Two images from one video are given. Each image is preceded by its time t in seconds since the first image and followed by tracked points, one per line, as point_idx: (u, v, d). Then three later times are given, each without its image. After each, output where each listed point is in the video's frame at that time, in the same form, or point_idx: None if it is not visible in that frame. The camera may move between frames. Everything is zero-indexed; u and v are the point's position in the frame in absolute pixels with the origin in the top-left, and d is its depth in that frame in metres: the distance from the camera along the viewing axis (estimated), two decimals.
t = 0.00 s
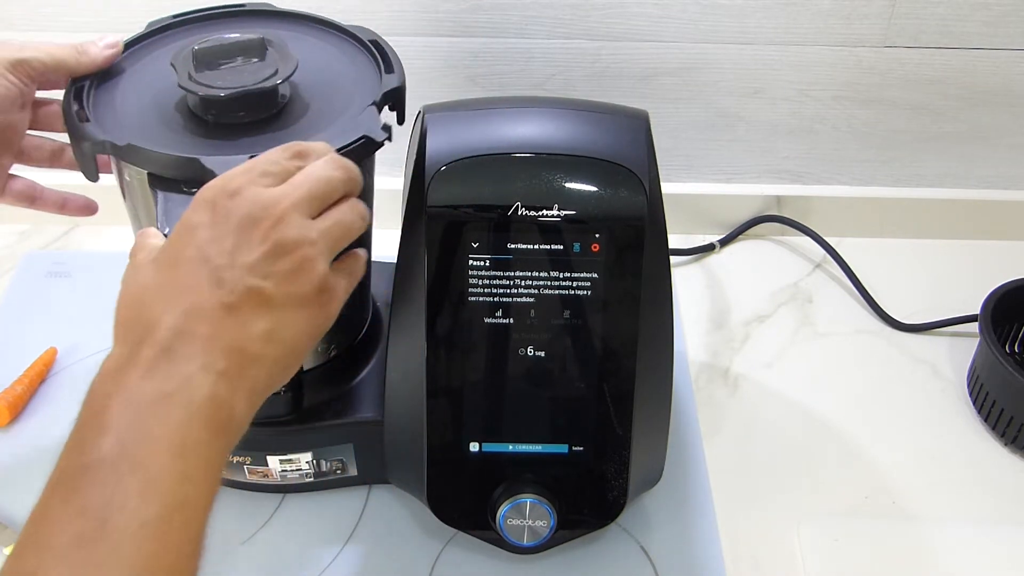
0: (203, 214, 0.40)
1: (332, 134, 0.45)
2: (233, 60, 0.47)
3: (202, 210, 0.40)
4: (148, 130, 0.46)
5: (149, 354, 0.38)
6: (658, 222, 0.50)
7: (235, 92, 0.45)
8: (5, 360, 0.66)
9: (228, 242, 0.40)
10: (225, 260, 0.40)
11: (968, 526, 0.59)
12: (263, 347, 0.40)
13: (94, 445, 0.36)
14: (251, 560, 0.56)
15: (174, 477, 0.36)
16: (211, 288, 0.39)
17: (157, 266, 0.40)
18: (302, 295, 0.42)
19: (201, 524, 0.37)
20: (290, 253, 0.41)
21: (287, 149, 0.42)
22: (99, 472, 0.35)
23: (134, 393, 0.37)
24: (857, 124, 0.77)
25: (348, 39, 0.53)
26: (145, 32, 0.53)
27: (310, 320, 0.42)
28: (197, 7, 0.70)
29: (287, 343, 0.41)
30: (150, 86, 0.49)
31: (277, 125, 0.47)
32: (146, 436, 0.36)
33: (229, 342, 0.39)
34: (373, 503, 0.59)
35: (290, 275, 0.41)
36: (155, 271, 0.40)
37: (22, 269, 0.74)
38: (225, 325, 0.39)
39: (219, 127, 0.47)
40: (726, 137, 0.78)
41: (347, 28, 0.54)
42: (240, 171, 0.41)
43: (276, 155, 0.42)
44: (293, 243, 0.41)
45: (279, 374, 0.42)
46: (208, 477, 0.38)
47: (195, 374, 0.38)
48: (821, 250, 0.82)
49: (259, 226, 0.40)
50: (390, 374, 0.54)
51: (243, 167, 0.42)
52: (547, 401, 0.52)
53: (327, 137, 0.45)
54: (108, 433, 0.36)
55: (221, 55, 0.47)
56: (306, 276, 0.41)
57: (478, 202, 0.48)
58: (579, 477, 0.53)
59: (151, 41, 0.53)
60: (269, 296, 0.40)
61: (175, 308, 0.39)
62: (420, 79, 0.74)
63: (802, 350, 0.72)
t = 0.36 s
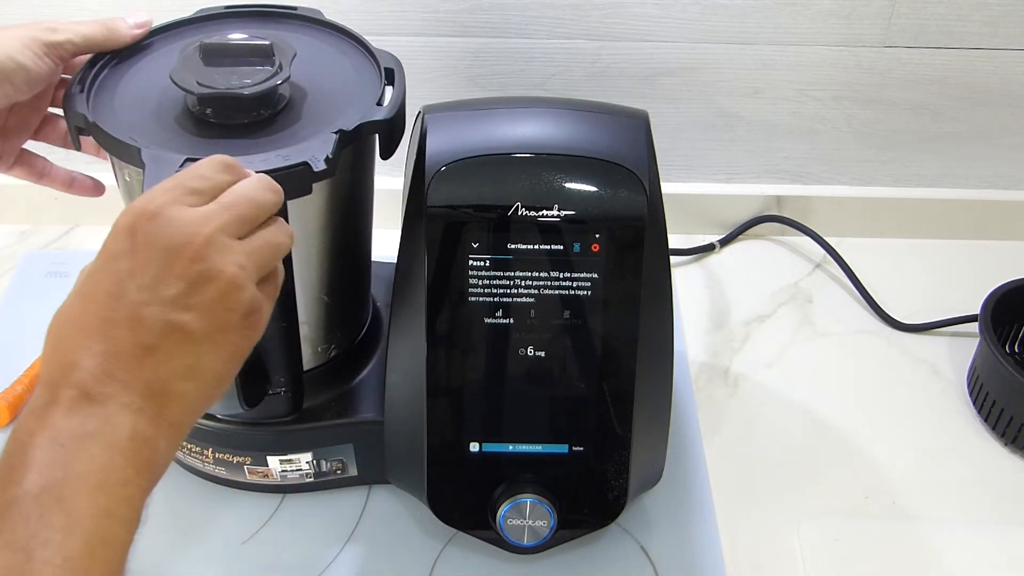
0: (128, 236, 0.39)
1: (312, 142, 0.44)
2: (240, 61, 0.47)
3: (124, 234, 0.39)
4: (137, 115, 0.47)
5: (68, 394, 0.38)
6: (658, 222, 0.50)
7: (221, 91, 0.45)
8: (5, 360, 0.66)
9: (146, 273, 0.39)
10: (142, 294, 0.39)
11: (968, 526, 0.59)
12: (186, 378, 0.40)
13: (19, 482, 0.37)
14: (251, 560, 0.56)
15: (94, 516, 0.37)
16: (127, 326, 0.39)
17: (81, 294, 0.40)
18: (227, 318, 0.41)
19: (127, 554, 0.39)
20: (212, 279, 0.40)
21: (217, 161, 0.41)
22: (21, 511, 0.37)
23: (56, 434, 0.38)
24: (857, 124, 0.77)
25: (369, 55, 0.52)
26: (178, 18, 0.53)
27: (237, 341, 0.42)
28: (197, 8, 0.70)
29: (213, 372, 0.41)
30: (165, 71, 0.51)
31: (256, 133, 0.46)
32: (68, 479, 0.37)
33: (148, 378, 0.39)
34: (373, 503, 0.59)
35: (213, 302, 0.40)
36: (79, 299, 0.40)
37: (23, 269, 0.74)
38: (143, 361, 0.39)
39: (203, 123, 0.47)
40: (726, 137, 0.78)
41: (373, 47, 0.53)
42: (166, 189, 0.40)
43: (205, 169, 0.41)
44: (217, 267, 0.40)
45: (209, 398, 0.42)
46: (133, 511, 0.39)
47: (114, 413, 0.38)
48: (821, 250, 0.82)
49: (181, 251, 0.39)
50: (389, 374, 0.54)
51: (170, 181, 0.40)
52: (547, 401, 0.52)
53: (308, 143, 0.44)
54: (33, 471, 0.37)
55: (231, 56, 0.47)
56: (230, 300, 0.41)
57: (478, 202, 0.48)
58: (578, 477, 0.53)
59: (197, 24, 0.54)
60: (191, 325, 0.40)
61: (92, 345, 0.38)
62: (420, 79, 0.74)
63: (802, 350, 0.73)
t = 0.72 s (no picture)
0: (160, 283, 0.38)
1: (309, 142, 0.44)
2: (241, 61, 0.47)
3: (157, 280, 0.38)
4: (138, 113, 0.47)
5: (82, 416, 0.35)
6: (658, 222, 0.50)
7: (222, 91, 0.45)
8: (5, 360, 0.66)
9: (178, 315, 0.37)
10: (152, 293, 0.37)
11: (968, 526, 0.59)
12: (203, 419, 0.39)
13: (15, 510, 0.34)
14: (251, 561, 0.56)
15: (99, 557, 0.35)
16: (153, 356, 0.37)
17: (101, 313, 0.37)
18: (242, 379, 0.41)
19: None
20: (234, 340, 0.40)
21: (252, 210, 0.39)
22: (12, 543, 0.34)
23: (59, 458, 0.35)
24: (857, 124, 0.77)
25: (369, 55, 0.52)
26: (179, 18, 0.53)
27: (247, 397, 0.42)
28: (197, 8, 0.70)
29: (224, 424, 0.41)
30: (166, 69, 0.51)
31: (254, 132, 0.46)
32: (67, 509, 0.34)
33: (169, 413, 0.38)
34: (373, 503, 0.59)
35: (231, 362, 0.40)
36: (98, 318, 0.37)
37: (22, 269, 0.74)
38: (166, 401, 0.37)
39: (203, 121, 0.47)
40: (726, 137, 0.78)
41: (374, 47, 0.53)
42: (203, 239, 0.38)
43: (236, 218, 0.39)
44: (240, 338, 0.40)
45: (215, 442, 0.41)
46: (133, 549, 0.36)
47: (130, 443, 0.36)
48: (821, 250, 0.82)
49: (210, 307, 0.38)
50: (390, 373, 0.54)
51: (201, 230, 0.39)
52: (547, 401, 0.52)
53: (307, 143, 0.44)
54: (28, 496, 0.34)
55: (232, 55, 0.48)
56: (248, 360, 0.41)
57: (478, 202, 0.48)
58: (578, 477, 0.53)
59: (198, 23, 0.54)
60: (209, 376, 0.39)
61: (116, 367, 0.36)
62: (420, 79, 0.74)
63: (802, 350, 0.72)
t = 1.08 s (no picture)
0: (222, 204, 0.40)
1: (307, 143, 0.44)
2: (241, 61, 0.47)
3: (222, 208, 0.40)
4: (138, 113, 0.47)
5: (173, 348, 0.36)
6: (658, 222, 0.50)
7: (221, 91, 0.45)
8: (6, 361, 0.66)
9: (241, 247, 0.40)
10: (226, 245, 0.39)
11: (968, 527, 0.59)
12: (265, 356, 0.40)
13: (90, 443, 0.34)
14: (251, 560, 0.56)
15: (189, 485, 0.35)
16: (228, 300, 0.39)
17: (167, 250, 0.39)
18: (307, 303, 0.44)
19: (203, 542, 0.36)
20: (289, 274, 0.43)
21: (304, 148, 0.43)
22: (98, 479, 0.33)
23: (137, 382, 0.35)
24: (856, 124, 0.77)
25: (369, 54, 0.52)
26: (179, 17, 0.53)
27: (303, 341, 0.44)
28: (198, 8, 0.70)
29: (286, 358, 0.43)
30: (166, 68, 0.51)
31: (254, 132, 0.46)
32: (157, 434, 0.35)
33: (238, 345, 0.39)
34: (373, 503, 0.59)
35: (293, 295, 0.43)
36: (164, 256, 0.39)
37: (22, 269, 0.74)
38: (234, 332, 0.39)
39: (203, 121, 0.47)
40: (726, 137, 0.78)
41: (374, 47, 0.53)
42: (264, 167, 0.42)
43: (290, 156, 0.43)
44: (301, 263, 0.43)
45: (271, 384, 0.42)
46: (217, 476, 0.36)
47: (211, 366, 0.37)
48: (821, 250, 0.82)
49: (276, 229, 0.42)
50: (390, 373, 0.54)
51: (260, 165, 0.42)
52: (547, 401, 0.52)
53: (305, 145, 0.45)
54: (108, 423, 0.34)
55: (231, 55, 0.48)
56: (305, 292, 0.44)
57: (478, 202, 0.48)
58: (579, 476, 0.53)
59: (198, 23, 0.54)
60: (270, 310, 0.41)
61: (187, 300, 0.37)
62: (420, 79, 0.74)
63: (802, 350, 0.72)
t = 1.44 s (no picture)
0: (220, 217, 0.41)
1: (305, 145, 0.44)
2: (241, 61, 0.47)
3: (219, 219, 0.41)
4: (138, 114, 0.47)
5: (162, 364, 0.38)
6: (658, 222, 0.50)
7: (221, 91, 0.45)
8: (5, 361, 0.66)
9: (234, 261, 0.41)
10: (219, 258, 0.40)
11: (967, 527, 0.59)
12: (257, 369, 0.42)
13: (84, 457, 0.36)
14: (251, 561, 0.56)
15: (179, 500, 0.37)
16: (220, 316, 0.40)
17: (162, 261, 0.40)
18: (299, 312, 0.45)
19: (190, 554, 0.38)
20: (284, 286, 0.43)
21: (301, 160, 0.42)
22: (90, 493, 0.35)
23: (130, 397, 0.37)
24: (857, 124, 0.77)
25: (368, 54, 0.52)
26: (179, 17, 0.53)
27: (295, 352, 0.45)
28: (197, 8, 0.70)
29: (279, 371, 0.44)
30: (166, 68, 0.51)
31: (254, 132, 0.46)
32: (147, 451, 0.36)
33: (230, 360, 0.40)
34: (373, 503, 0.59)
35: (287, 307, 0.44)
36: (159, 266, 0.40)
37: (23, 269, 0.74)
38: (226, 348, 0.40)
39: (203, 122, 0.47)
40: (726, 137, 0.78)
41: (374, 47, 0.53)
42: (261, 178, 0.42)
43: (287, 168, 0.42)
44: (295, 275, 0.44)
45: (263, 396, 0.43)
46: (205, 491, 0.38)
47: (200, 383, 0.38)
48: (821, 250, 0.82)
49: (271, 243, 0.42)
50: (389, 374, 0.54)
51: (257, 174, 0.42)
52: (547, 401, 0.52)
53: (305, 146, 0.45)
54: (101, 438, 0.36)
55: (231, 56, 0.48)
56: (299, 303, 0.45)
57: (478, 202, 0.48)
58: (578, 476, 0.53)
59: (198, 23, 0.54)
60: (264, 323, 0.42)
61: (180, 316, 0.39)
62: (420, 79, 0.74)
63: (802, 350, 0.73)
